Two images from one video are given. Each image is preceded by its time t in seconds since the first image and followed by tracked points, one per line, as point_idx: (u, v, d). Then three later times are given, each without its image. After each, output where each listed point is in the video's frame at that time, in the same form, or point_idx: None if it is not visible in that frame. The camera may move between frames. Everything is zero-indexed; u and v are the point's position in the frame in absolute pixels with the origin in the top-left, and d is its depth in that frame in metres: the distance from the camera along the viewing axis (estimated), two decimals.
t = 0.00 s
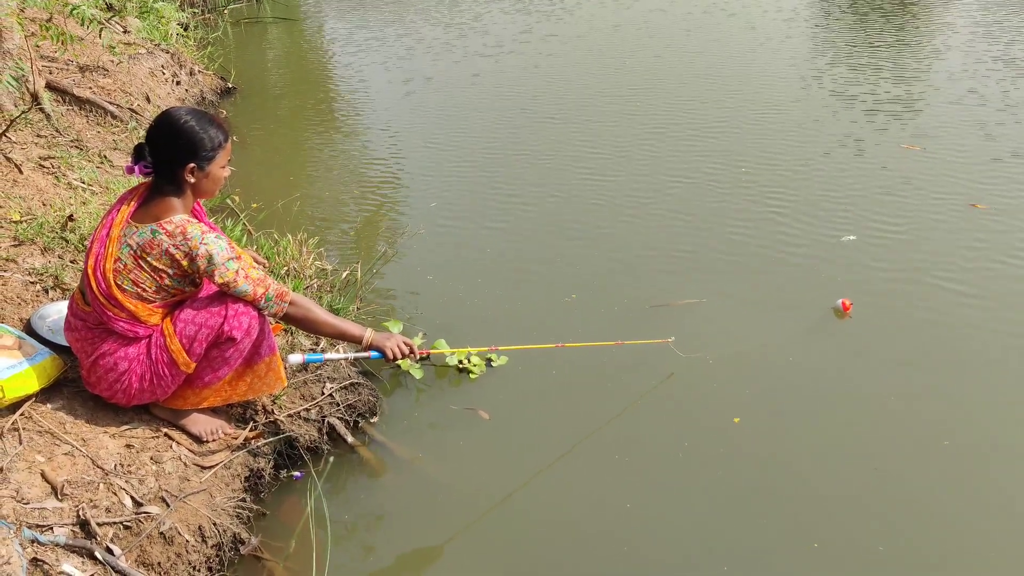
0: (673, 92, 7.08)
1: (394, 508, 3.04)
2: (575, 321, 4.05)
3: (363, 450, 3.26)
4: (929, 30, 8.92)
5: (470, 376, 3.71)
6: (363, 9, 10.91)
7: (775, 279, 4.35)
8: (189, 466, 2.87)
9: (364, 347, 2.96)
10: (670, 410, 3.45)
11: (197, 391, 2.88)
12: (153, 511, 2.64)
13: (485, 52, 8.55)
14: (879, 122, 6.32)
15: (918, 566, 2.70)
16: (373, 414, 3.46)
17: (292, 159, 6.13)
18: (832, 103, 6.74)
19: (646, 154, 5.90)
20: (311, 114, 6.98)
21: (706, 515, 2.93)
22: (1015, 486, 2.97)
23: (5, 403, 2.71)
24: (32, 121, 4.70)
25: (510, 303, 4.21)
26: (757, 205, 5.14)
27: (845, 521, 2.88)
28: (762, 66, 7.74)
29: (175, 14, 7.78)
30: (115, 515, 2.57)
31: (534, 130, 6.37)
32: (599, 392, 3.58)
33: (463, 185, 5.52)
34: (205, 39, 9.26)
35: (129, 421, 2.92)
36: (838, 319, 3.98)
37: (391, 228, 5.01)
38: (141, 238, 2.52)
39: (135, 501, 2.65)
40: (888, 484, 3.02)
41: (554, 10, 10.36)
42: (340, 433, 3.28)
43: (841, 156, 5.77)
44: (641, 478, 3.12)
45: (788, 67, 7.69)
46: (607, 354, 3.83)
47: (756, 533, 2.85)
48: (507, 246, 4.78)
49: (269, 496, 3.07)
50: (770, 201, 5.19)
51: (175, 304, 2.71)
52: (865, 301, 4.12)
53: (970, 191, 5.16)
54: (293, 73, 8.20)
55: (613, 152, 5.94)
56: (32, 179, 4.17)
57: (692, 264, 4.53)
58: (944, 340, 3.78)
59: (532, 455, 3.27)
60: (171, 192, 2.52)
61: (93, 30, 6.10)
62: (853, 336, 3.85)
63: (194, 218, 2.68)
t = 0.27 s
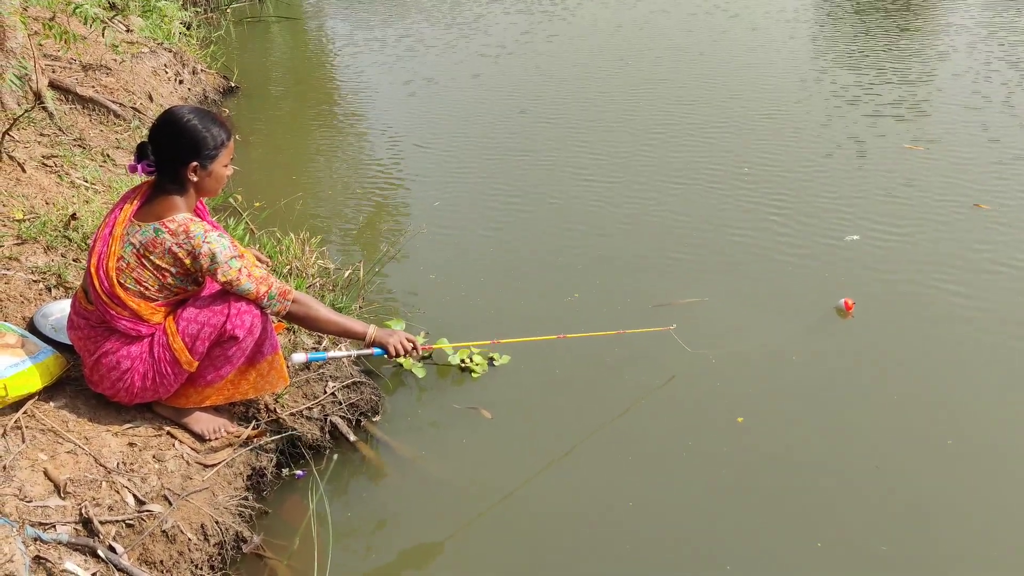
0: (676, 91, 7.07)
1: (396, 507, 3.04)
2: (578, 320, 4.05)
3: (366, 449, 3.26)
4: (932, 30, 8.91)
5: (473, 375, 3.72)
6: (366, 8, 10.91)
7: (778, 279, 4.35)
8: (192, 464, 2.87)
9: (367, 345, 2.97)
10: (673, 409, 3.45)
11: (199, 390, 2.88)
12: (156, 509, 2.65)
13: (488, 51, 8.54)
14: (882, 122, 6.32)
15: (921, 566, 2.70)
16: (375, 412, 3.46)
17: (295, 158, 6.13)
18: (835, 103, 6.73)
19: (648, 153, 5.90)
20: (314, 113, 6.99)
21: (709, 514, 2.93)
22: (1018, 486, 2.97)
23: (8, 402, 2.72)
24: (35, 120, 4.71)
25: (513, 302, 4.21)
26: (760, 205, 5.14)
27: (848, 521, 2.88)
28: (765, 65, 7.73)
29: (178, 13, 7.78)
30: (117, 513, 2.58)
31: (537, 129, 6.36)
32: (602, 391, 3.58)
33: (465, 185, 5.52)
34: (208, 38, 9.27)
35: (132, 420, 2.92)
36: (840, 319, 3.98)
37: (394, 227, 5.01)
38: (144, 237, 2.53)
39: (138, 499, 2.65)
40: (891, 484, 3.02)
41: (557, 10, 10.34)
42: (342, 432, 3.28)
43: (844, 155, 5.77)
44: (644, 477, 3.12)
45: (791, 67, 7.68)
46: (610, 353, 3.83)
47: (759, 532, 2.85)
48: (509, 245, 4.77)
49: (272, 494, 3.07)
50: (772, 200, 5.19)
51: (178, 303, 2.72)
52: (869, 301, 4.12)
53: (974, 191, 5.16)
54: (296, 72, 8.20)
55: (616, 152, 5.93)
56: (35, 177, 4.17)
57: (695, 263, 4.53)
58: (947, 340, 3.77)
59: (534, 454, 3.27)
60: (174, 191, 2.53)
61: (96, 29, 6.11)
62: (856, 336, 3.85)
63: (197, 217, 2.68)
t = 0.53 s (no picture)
0: (678, 91, 7.07)
1: (397, 506, 3.04)
2: (579, 320, 4.05)
3: (367, 448, 3.26)
4: (934, 31, 8.90)
5: (474, 374, 3.72)
6: (367, 8, 10.91)
7: (780, 279, 4.35)
8: (194, 464, 2.87)
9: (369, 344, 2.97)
10: (675, 409, 3.45)
11: (201, 389, 2.88)
12: (158, 508, 2.65)
13: (490, 51, 8.55)
14: (883, 122, 6.32)
15: (923, 566, 2.70)
16: (377, 412, 3.47)
17: (296, 157, 6.13)
18: (837, 104, 6.74)
19: (650, 153, 5.90)
20: (316, 113, 6.99)
21: (711, 514, 2.93)
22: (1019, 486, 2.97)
23: (10, 401, 2.72)
24: (37, 120, 4.71)
25: (514, 301, 4.21)
26: (761, 205, 5.14)
27: (849, 520, 2.88)
28: (767, 66, 7.73)
29: (179, 12, 7.79)
30: (119, 512, 2.58)
31: (539, 129, 6.36)
32: (604, 391, 3.58)
33: (467, 184, 5.52)
34: (209, 37, 9.27)
35: (134, 419, 2.93)
36: (842, 319, 3.98)
37: (395, 226, 5.01)
38: (147, 236, 2.53)
39: (140, 498, 2.65)
40: (893, 484, 3.02)
41: (558, 10, 10.34)
42: (344, 431, 3.28)
43: (846, 156, 5.77)
44: (646, 477, 3.12)
45: (793, 68, 7.68)
46: (611, 353, 3.83)
47: (761, 532, 2.85)
48: (510, 244, 4.78)
49: (273, 494, 3.08)
50: (774, 200, 5.18)
51: (180, 302, 2.72)
52: (870, 301, 4.12)
53: (976, 191, 5.16)
54: (298, 72, 8.20)
55: (617, 152, 5.94)
56: (37, 177, 4.18)
57: (696, 263, 4.53)
58: (949, 341, 3.77)
59: (536, 454, 3.27)
60: (176, 190, 2.53)
61: (98, 29, 6.11)
62: (857, 336, 3.85)
63: (200, 216, 2.68)
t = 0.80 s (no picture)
0: (680, 91, 7.07)
1: (398, 506, 3.04)
2: (581, 319, 4.06)
3: (369, 448, 3.26)
4: (937, 31, 8.89)
5: (476, 374, 3.72)
6: (369, 7, 10.91)
7: (782, 278, 4.35)
8: (196, 463, 2.88)
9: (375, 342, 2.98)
10: (677, 409, 3.45)
11: (201, 389, 2.88)
12: (160, 507, 2.66)
13: (492, 51, 8.55)
14: (885, 122, 6.32)
15: (924, 566, 2.70)
16: (378, 411, 3.47)
17: (298, 157, 6.14)
18: (839, 104, 6.73)
19: (652, 152, 5.90)
20: (318, 112, 6.99)
21: (711, 514, 2.93)
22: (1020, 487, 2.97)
23: (12, 400, 2.73)
24: (39, 119, 4.72)
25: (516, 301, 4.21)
26: (763, 205, 5.14)
27: (850, 520, 2.88)
28: (769, 66, 7.73)
29: (181, 12, 7.79)
30: (121, 511, 2.58)
31: (541, 129, 6.36)
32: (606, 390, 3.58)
33: (469, 184, 5.52)
34: (211, 36, 9.28)
35: (136, 418, 2.93)
36: (843, 318, 3.99)
37: (397, 226, 5.01)
38: (151, 235, 2.53)
39: (142, 497, 2.66)
40: (894, 483, 3.02)
41: (561, 9, 10.34)
42: (346, 431, 3.28)
43: (848, 156, 5.76)
44: (647, 476, 3.12)
45: (795, 68, 7.67)
46: (613, 352, 3.83)
47: (762, 532, 2.85)
48: (512, 244, 4.78)
49: (275, 493, 3.08)
50: (776, 200, 5.18)
51: (182, 302, 2.72)
52: (872, 301, 4.12)
53: (978, 191, 5.15)
54: (300, 71, 8.20)
55: (620, 151, 5.93)
56: (39, 176, 4.18)
57: (698, 262, 4.52)
58: (950, 341, 3.77)
59: (537, 454, 3.27)
60: (179, 190, 2.53)
61: (100, 28, 6.12)
62: (859, 336, 3.85)
63: (202, 215, 2.68)
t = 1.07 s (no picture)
0: (682, 91, 7.06)
1: (400, 505, 3.04)
2: (583, 318, 4.06)
3: (371, 447, 3.26)
4: (939, 31, 8.88)
5: (478, 373, 3.70)
6: (371, 6, 10.91)
7: (784, 278, 4.34)
8: (198, 462, 2.88)
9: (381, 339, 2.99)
10: (679, 408, 3.45)
11: (202, 388, 2.88)
12: (162, 506, 2.66)
13: (493, 50, 8.54)
14: (887, 122, 6.31)
15: (926, 566, 2.69)
16: (380, 410, 3.47)
17: (299, 156, 6.14)
18: (842, 103, 6.72)
19: (654, 152, 5.89)
20: (319, 112, 6.99)
21: (713, 513, 2.93)
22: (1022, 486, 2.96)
23: (15, 399, 2.73)
24: (41, 118, 4.72)
25: (518, 300, 4.21)
26: (765, 204, 5.13)
27: (851, 520, 2.87)
28: (771, 65, 7.72)
29: (183, 11, 7.79)
30: (123, 509, 2.59)
31: (543, 128, 6.36)
32: (607, 390, 3.58)
33: (470, 183, 5.52)
34: (213, 36, 9.28)
35: (137, 417, 2.94)
36: (844, 318, 3.99)
37: (398, 225, 5.01)
38: (156, 235, 2.53)
39: (144, 496, 2.66)
40: (896, 483, 3.01)
41: (562, 9, 10.33)
42: (348, 430, 3.28)
43: (851, 155, 5.76)
44: (649, 476, 3.11)
45: (797, 68, 7.67)
46: (615, 352, 3.83)
47: (764, 531, 2.85)
48: (514, 244, 4.77)
49: (277, 492, 3.07)
50: (778, 200, 5.18)
51: (182, 301, 2.72)
52: (874, 300, 4.11)
53: (981, 191, 5.15)
54: (301, 70, 8.20)
55: (622, 151, 5.93)
56: (41, 175, 4.18)
57: (700, 262, 4.52)
58: (952, 341, 3.77)
59: (539, 453, 3.27)
60: (182, 190, 2.53)
61: (102, 27, 6.12)
62: (861, 336, 3.84)
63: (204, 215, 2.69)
